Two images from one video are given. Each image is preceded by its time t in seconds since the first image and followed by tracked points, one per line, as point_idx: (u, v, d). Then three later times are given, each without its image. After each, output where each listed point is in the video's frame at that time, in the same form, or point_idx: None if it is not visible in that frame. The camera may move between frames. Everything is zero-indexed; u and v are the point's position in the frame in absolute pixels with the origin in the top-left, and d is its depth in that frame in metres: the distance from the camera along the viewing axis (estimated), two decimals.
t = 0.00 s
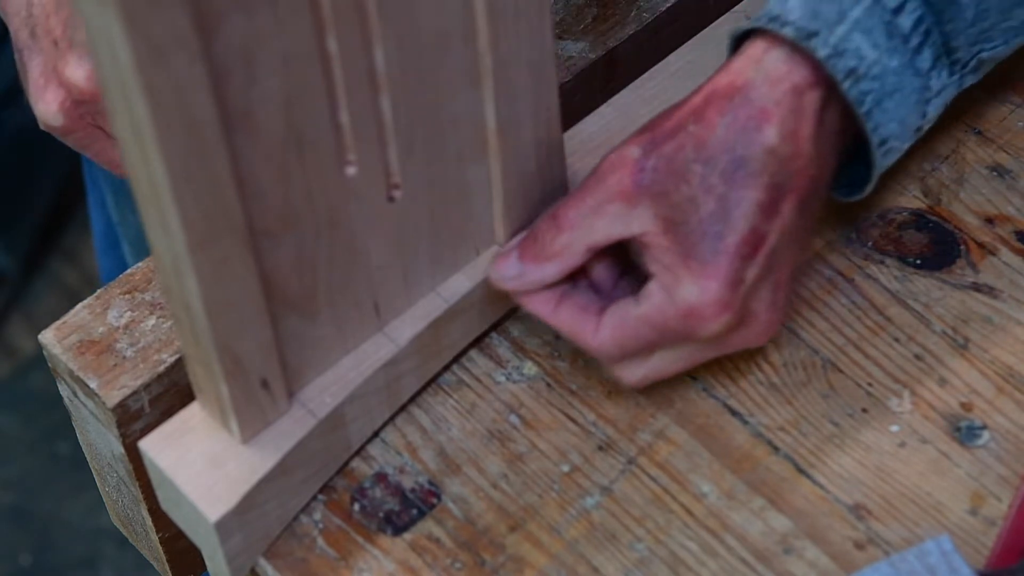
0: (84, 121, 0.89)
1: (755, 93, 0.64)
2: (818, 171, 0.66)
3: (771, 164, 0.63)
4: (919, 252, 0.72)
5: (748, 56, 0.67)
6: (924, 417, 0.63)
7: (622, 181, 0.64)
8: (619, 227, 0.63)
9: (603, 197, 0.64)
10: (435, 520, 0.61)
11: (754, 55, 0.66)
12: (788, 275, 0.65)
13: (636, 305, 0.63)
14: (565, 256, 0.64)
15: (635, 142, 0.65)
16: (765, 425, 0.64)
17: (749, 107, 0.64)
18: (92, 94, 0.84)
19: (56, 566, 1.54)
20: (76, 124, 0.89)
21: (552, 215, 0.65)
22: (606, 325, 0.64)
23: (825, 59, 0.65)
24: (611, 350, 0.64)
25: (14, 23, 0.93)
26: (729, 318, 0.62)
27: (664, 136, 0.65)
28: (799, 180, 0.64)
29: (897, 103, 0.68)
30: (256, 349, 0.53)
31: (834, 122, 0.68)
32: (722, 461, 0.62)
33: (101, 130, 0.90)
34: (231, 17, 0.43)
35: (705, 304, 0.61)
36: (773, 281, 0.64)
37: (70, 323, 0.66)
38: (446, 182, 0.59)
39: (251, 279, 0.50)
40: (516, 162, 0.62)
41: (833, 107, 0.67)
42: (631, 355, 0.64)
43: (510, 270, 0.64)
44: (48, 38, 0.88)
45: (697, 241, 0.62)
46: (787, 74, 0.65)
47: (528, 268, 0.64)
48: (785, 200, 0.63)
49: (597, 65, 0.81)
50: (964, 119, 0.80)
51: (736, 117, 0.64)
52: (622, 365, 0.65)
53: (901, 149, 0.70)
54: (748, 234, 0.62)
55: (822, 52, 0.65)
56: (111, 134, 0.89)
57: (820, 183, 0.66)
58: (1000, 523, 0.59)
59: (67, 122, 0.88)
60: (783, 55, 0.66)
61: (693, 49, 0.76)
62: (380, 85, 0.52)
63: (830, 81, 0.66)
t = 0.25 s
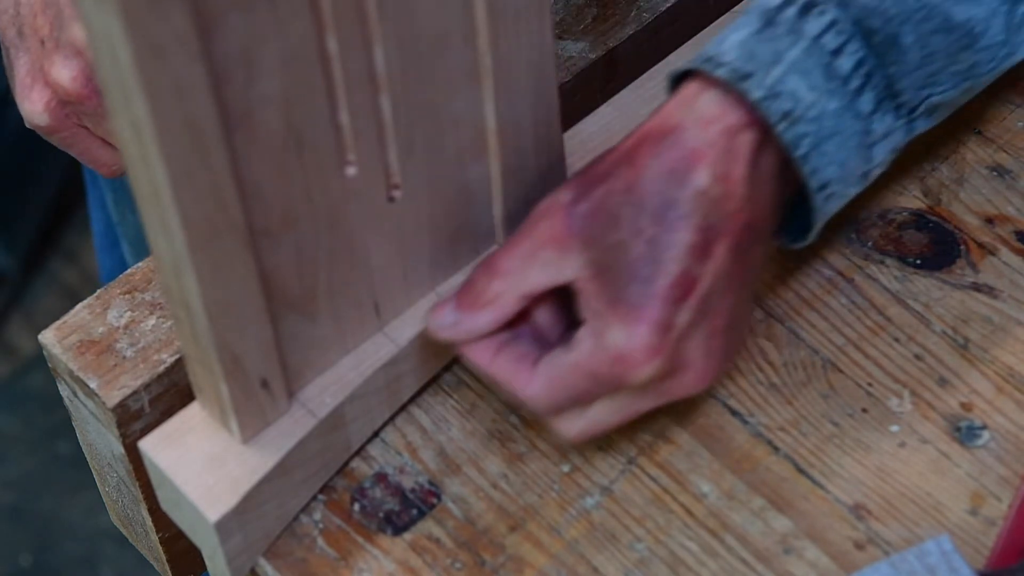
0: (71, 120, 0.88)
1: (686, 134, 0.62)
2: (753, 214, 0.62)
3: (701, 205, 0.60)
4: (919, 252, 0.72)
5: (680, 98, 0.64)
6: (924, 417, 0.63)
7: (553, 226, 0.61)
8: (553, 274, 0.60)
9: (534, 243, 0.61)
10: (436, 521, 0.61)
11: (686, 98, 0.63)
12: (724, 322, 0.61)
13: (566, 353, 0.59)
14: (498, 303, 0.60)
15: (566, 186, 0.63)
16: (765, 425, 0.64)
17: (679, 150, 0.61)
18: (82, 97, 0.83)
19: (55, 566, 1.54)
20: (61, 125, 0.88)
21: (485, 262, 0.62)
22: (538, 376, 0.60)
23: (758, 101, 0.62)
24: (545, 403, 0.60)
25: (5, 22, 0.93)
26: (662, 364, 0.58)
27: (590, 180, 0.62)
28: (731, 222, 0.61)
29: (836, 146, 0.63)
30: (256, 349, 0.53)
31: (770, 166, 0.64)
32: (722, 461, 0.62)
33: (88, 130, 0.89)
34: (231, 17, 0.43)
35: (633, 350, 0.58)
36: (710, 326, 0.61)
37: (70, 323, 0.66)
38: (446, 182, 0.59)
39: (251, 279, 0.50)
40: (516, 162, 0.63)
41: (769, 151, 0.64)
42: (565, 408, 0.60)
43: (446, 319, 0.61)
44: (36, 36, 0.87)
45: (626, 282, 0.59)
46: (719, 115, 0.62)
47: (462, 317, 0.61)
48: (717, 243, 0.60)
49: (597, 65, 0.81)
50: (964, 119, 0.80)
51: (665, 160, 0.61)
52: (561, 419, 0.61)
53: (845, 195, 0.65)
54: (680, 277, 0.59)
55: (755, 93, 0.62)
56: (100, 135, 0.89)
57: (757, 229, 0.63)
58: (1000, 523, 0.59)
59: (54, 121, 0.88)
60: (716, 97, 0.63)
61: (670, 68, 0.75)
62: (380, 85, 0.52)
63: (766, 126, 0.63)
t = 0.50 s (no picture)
0: (55, 118, 0.89)
1: (602, 179, 0.60)
2: (675, 260, 0.59)
3: (617, 249, 0.58)
4: (919, 252, 0.72)
5: (600, 144, 0.62)
6: (924, 416, 0.63)
7: (471, 276, 0.59)
8: (472, 326, 0.58)
9: (452, 294, 0.59)
10: (435, 521, 0.61)
11: (606, 144, 0.62)
12: (648, 369, 0.58)
13: (487, 409, 0.57)
14: (419, 359, 0.58)
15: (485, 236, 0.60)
16: (765, 425, 0.64)
17: (596, 194, 0.59)
18: (68, 97, 0.83)
19: (56, 566, 1.54)
20: (46, 125, 0.89)
21: (406, 318, 0.60)
22: (462, 435, 0.57)
23: (676, 147, 0.59)
24: (469, 464, 0.57)
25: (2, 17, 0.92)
26: (582, 415, 0.56)
27: (508, 231, 0.60)
28: (648, 267, 0.58)
29: (755, 194, 0.60)
30: (256, 349, 0.53)
31: (693, 215, 0.61)
32: (722, 461, 0.62)
33: (72, 128, 0.90)
34: (231, 18, 0.43)
35: (552, 399, 0.56)
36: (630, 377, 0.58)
37: (70, 323, 0.66)
38: (446, 182, 0.59)
39: (252, 279, 0.50)
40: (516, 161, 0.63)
41: (691, 199, 0.61)
42: (491, 469, 0.58)
43: (370, 379, 0.58)
44: (24, 35, 0.88)
45: (542, 331, 0.57)
46: (637, 159, 0.60)
47: (384, 376, 0.58)
48: (636, 289, 0.58)
49: (597, 64, 0.81)
50: (964, 119, 0.80)
51: (581, 206, 0.59)
52: (488, 482, 0.59)
53: (771, 244, 0.62)
54: (597, 322, 0.57)
55: (672, 139, 0.59)
56: (83, 135, 0.89)
57: (683, 276, 0.60)
58: (1000, 523, 0.59)
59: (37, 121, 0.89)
60: (634, 145, 0.61)
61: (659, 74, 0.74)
62: (380, 85, 0.52)
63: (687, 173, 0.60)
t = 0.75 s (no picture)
0: (43, 119, 0.91)
1: (550, 217, 0.59)
2: (624, 299, 0.58)
3: (564, 288, 0.57)
4: (919, 252, 0.72)
5: (548, 182, 0.61)
6: (924, 416, 0.63)
7: (416, 316, 0.57)
8: (420, 366, 0.56)
9: (397, 333, 0.57)
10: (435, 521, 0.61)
11: (554, 182, 0.60)
12: (597, 410, 0.57)
13: (431, 452, 0.56)
14: (368, 401, 0.57)
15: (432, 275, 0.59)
16: (765, 425, 0.64)
17: (543, 233, 0.58)
18: (56, 98, 0.84)
19: (56, 566, 1.54)
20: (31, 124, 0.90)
21: (354, 359, 0.58)
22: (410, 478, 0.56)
23: (624, 187, 0.58)
24: (415, 509, 0.56)
25: None
26: (529, 456, 0.55)
27: (455, 270, 0.58)
28: (597, 306, 0.57)
29: (707, 232, 0.60)
30: (256, 349, 0.53)
31: (644, 252, 0.60)
32: (722, 461, 0.62)
33: (60, 130, 0.91)
34: (231, 18, 0.43)
35: (496, 438, 0.54)
36: (580, 418, 0.57)
37: (70, 323, 0.66)
38: (446, 182, 0.59)
39: (252, 279, 0.50)
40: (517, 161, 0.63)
41: (642, 236, 0.60)
42: (439, 513, 0.57)
43: (320, 422, 0.57)
44: (13, 34, 0.87)
45: (484, 372, 0.55)
46: (587, 197, 0.59)
47: (333, 419, 0.57)
48: (584, 327, 0.57)
49: (597, 64, 0.81)
50: (964, 119, 0.80)
51: (530, 243, 0.58)
52: (439, 526, 0.58)
53: (722, 281, 0.62)
54: (543, 362, 0.55)
55: (620, 178, 0.58)
56: (70, 135, 0.89)
57: (632, 314, 0.59)
58: (1000, 523, 0.59)
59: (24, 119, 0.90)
60: (585, 181, 0.60)
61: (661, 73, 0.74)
62: (380, 85, 0.52)
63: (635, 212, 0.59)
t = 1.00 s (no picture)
0: (40, 126, 0.90)
1: (630, 163, 0.61)
2: (702, 247, 0.60)
3: (641, 234, 0.58)
4: (919, 252, 0.72)
5: (628, 130, 0.63)
6: (924, 417, 0.63)
7: (496, 254, 0.60)
8: (498, 302, 0.59)
9: (479, 272, 0.59)
10: (436, 521, 0.61)
11: (634, 130, 0.63)
12: (671, 352, 0.58)
13: (509, 384, 0.57)
14: (450, 329, 0.59)
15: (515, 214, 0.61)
16: (765, 425, 0.64)
17: (621, 179, 0.60)
18: (52, 105, 0.83)
19: (56, 566, 1.54)
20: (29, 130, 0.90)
21: (436, 294, 0.61)
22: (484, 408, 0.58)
23: (706, 131, 0.60)
24: (492, 438, 0.57)
25: None
26: (600, 396, 0.56)
27: (536, 214, 0.60)
28: (674, 255, 0.58)
29: (789, 176, 0.61)
30: (256, 349, 0.53)
31: (726, 197, 0.61)
32: (722, 461, 0.62)
33: (57, 137, 0.90)
34: (231, 18, 0.43)
35: (569, 377, 0.56)
36: (654, 359, 0.58)
37: (70, 323, 0.66)
38: (446, 182, 0.59)
39: (251, 279, 0.50)
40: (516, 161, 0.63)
41: (723, 182, 0.62)
42: (517, 442, 0.58)
43: (405, 347, 0.59)
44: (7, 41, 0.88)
45: (563, 310, 0.57)
46: (666, 144, 0.61)
47: (420, 344, 0.59)
48: (659, 274, 0.58)
49: (597, 64, 0.81)
50: (964, 119, 0.80)
51: (609, 188, 0.60)
52: (515, 457, 0.59)
53: (801, 229, 0.62)
54: (618, 306, 0.57)
55: (704, 122, 0.60)
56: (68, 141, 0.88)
57: (709, 262, 0.60)
58: (1000, 523, 0.59)
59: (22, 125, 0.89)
60: (663, 127, 0.62)
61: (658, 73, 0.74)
62: (379, 85, 0.52)
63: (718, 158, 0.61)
